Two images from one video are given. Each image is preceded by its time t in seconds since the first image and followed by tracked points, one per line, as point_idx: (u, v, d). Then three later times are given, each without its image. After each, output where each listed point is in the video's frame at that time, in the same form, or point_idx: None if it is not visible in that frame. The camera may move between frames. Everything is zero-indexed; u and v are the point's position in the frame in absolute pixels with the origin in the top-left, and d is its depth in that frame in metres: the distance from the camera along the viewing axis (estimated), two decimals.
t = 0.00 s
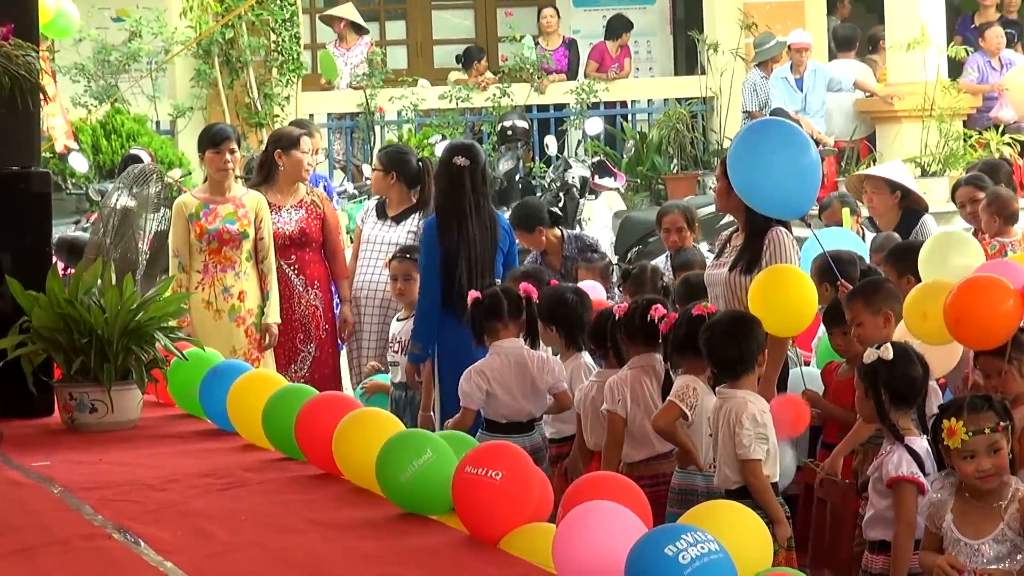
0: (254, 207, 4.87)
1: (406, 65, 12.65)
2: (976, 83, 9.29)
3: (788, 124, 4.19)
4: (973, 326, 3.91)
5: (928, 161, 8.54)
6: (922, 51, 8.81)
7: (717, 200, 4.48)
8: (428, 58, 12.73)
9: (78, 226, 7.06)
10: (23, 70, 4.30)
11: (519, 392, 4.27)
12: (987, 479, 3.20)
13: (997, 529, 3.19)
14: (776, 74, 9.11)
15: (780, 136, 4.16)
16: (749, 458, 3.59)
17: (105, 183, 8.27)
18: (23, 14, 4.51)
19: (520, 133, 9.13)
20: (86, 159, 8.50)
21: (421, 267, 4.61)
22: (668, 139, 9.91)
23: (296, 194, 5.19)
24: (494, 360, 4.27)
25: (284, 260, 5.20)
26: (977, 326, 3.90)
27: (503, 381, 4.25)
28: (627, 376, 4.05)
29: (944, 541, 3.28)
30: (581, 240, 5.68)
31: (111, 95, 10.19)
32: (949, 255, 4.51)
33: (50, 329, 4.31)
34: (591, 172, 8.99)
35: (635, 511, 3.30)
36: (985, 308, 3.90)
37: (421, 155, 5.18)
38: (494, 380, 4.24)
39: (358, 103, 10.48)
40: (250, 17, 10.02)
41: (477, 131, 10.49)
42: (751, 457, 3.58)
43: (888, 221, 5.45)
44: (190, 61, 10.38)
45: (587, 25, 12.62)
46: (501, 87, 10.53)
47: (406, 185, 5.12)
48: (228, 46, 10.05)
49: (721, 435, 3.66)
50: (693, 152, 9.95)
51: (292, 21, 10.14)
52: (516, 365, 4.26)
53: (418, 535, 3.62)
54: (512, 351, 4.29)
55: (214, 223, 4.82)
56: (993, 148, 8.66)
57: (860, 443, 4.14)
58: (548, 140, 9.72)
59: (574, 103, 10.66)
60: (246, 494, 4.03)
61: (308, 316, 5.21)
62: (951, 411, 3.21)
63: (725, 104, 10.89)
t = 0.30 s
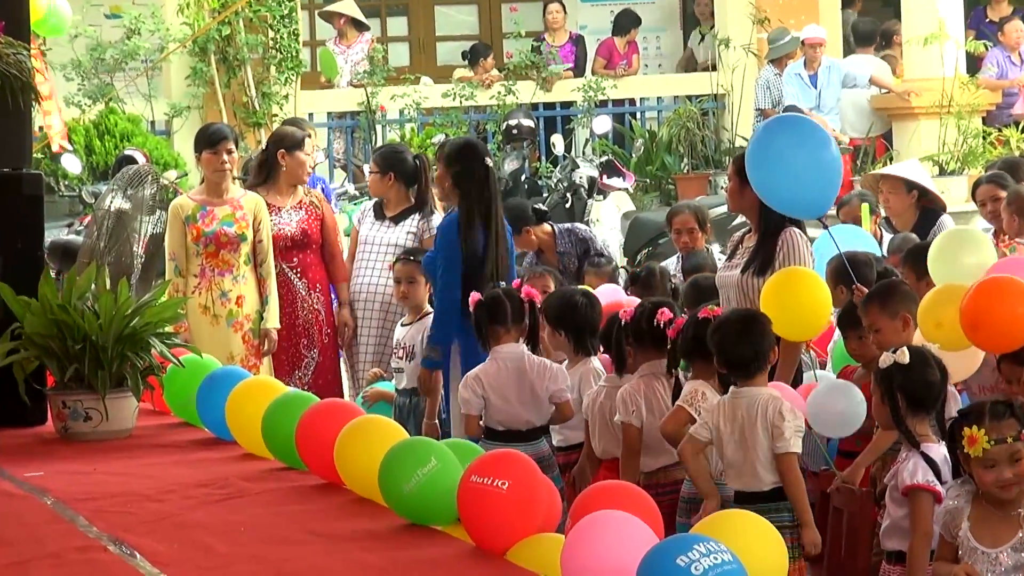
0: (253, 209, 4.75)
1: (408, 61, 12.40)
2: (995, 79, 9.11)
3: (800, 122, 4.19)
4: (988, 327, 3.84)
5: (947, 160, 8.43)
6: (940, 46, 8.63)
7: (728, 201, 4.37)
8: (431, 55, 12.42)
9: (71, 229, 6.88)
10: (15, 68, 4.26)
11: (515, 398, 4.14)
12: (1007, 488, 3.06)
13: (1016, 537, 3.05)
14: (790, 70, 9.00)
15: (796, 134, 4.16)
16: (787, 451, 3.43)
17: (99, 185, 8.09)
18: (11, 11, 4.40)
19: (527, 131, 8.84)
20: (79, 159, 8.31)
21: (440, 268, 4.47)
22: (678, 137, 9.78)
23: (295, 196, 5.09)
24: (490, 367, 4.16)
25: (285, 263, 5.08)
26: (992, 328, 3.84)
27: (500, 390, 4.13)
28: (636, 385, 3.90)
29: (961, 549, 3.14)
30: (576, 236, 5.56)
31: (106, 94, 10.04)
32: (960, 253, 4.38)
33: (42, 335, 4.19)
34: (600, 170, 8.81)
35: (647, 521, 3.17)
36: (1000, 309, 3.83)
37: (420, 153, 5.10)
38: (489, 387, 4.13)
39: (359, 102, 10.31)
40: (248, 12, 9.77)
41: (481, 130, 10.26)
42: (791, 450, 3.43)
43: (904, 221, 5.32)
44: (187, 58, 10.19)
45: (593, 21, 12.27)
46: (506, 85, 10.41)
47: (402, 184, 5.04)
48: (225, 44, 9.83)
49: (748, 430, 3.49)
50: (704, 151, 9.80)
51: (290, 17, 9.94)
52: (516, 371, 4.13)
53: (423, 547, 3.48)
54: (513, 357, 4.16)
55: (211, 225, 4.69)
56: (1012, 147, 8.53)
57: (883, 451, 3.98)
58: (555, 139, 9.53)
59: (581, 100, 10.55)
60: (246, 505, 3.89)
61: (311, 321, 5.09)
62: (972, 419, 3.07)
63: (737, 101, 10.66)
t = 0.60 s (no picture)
0: (250, 211, 4.63)
1: (410, 59, 12.25)
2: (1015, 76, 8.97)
3: (826, 113, 4.29)
4: (973, 331, 3.72)
5: (965, 160, 8.26)
6: (960, 42, 8.47)
7: (740, 202, 4.20)
8: (434, 52, 12.28)
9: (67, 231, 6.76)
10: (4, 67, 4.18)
11: (514, 408, 4.00)
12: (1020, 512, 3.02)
13: None
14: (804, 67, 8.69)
15: (826, 126, 4.27)
16: (804, 458, 3.31)
17: (94, 186, 7.98)
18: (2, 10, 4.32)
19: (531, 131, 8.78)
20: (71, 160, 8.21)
21: (462, 273, 4.29)
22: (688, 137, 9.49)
23: (293, 198, 4.96)
24: (488, 376, 4.04)
25: (284, 268, 4.96)
26: (980, 331, 3.71)
27: (496, 400, 4.01)
28: (650, 393, 3.77)
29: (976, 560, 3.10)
30: (577, 237, 5.45)
31: (99, 93, 9.92)
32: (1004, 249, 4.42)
33: (34, 342, 4.07)
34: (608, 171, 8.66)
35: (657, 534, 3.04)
36: (986, 311, 3.71)
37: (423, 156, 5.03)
38: (486, 396, 4.01)
39: (359, 100, 10.18)
40: (245, 9, 9.56)
41: (485, 129, 10.05)
42: (808, 456, 3.30)
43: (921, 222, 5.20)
44: (182, 57, 10.06)
45: (601, 17, 12.11)
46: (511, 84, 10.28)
47: (408, 186, 4.96)
48: (221, 40, 9.65)
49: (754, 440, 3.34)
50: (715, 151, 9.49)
51: (288, 14, 9.72)
52: (514, 379, 4.00)
53: (428, 560, 3.33)
54: (512, 364, 4.03)
55: (207, 228, 4.57)
56: None
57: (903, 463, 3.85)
58: (562, 139, 9.39)
59: (589, 99, 10.40)
60: (244, 517, 3.75)
61: (311, 326, 4.96)
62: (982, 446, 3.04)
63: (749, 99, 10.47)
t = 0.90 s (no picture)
0: (248, 213, 4.51)
1: (412, 56, 12.05)
2: None
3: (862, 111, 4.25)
4: (982, 322, 3.82)
5: (985, 159, 8.19)
6: (979, 37, 8.40)
7: (753, 203, 4.04)
8: (437, 49, 12.08)
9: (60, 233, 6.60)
10: None
11: (520, 417, 3.87)
12: None
13: None
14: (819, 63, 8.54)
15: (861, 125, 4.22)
16: (818, 476, 3.22)
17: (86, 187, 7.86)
18: None
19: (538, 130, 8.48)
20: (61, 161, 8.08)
21: (480, 269, 4.11)
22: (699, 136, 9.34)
23: (290, 200, 4.83)
24: (495, 382, 3.92)
25: (282, 272, 4.83)
26: (988, 323, 3.83)
27: (500, 406, 3.89)
28: (661, 399, 3.64)
29: None
30: (581, 243, 5.35)
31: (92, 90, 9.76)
32: None
33: (24, 347, 3.93)
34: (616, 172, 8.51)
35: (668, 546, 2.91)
36: (997, 304, 3.84)
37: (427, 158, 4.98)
38: (491, 403, 3.91)
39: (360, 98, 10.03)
40: (241, 6, 9.28)
41: (490, 127, 9.88)
42: (823, 475, 3.22)
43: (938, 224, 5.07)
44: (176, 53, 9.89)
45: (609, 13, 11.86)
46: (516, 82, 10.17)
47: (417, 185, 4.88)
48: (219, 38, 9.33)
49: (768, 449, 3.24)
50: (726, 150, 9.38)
51: (287, 9, 9.47)
52: (521, 385, 3.87)
53: (435, 572, 3.18)
54: (520, 371, 3.89)
55: (205, 230, 4.45)
56: None
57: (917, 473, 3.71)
58: (569, 139, 9.24)
59: (596, 97, 10.23)
60: (242, 527, 3.60)
61: (310, 332, 4.84)
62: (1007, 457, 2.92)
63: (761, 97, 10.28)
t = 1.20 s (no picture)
0: (248, 213, 4.40)
1: (417, 53, 11.89)
2: None
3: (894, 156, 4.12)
4: None
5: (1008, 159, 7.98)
6: (1002, 33, 8.26)
7: (769, 204, 3.90)
8: (443, 47, 11.89)
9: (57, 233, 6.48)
10: None
11: (535, 426, 3.74)
12: None
13: None
14: (837, 61, 8.37)
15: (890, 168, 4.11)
16: (848, 486, 3.11)
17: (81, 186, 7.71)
18: None
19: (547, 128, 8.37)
20: (55, 160, 7.97)
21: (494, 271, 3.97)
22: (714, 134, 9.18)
23: (292, 201, 4.69)
24: (507, 390, 3.79)
25: (282, 274, 4.71)
26: None
27: (513, 414, 3.76)
28: (674, 407, 3.51)
29: None
30: (598, 242, 5.18)
31: (86, 88, 9.63)
32: None
33: (16, 352, 3.82)
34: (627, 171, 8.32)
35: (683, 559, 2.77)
36: None
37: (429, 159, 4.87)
38: (502, 411, 3.78)
39: (363, 96, 9.91)
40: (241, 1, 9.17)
41: (496, 126, 9.79)
42: (852, 485, 3.10)
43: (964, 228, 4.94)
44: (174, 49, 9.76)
45: (619, 8, 11.72)
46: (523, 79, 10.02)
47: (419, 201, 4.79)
48: (217, 34, 9.31)
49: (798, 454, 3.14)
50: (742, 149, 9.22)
51: (287, 4, 9.35)
52: (536, 393, 3.74)
53: None
54: (534, 378, 3.76)
55: (203, 231, 4.33)
56: None
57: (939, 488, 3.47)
58: (579, 138, 9.11)
59: (607, 94, 10.07)
60: (241, 538, 3.46)
61: (310, 336, 4.72)
62: None
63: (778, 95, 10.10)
